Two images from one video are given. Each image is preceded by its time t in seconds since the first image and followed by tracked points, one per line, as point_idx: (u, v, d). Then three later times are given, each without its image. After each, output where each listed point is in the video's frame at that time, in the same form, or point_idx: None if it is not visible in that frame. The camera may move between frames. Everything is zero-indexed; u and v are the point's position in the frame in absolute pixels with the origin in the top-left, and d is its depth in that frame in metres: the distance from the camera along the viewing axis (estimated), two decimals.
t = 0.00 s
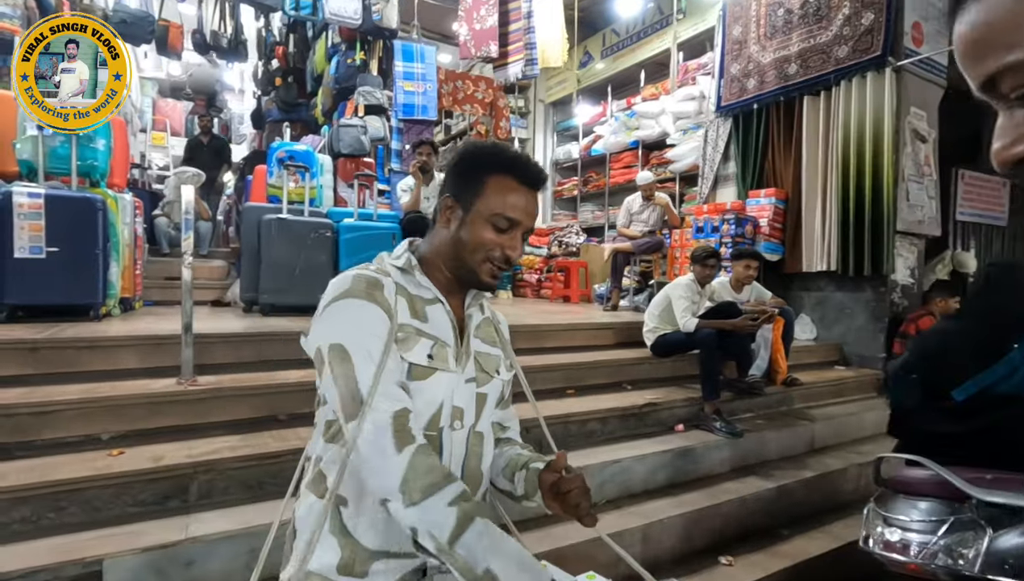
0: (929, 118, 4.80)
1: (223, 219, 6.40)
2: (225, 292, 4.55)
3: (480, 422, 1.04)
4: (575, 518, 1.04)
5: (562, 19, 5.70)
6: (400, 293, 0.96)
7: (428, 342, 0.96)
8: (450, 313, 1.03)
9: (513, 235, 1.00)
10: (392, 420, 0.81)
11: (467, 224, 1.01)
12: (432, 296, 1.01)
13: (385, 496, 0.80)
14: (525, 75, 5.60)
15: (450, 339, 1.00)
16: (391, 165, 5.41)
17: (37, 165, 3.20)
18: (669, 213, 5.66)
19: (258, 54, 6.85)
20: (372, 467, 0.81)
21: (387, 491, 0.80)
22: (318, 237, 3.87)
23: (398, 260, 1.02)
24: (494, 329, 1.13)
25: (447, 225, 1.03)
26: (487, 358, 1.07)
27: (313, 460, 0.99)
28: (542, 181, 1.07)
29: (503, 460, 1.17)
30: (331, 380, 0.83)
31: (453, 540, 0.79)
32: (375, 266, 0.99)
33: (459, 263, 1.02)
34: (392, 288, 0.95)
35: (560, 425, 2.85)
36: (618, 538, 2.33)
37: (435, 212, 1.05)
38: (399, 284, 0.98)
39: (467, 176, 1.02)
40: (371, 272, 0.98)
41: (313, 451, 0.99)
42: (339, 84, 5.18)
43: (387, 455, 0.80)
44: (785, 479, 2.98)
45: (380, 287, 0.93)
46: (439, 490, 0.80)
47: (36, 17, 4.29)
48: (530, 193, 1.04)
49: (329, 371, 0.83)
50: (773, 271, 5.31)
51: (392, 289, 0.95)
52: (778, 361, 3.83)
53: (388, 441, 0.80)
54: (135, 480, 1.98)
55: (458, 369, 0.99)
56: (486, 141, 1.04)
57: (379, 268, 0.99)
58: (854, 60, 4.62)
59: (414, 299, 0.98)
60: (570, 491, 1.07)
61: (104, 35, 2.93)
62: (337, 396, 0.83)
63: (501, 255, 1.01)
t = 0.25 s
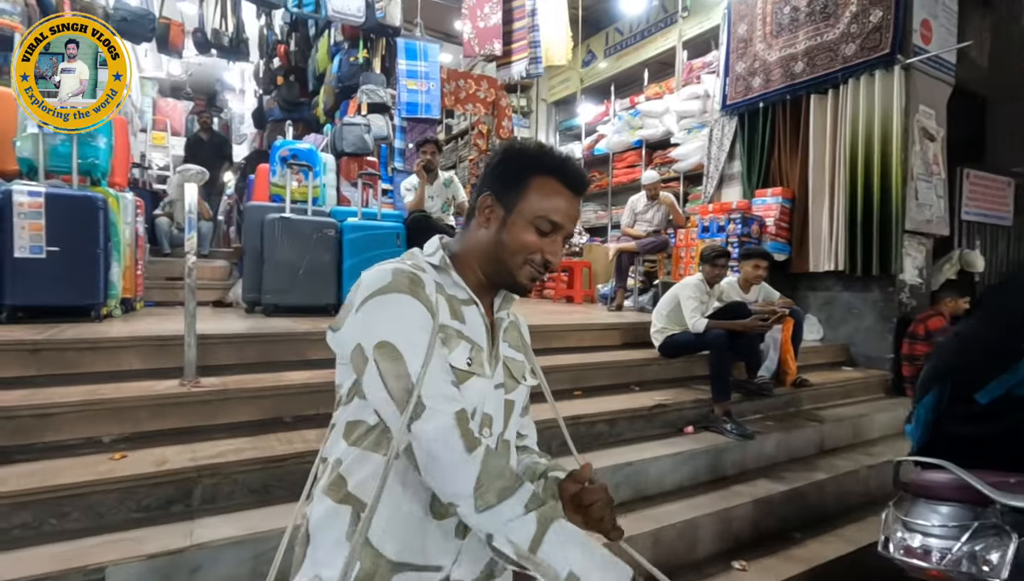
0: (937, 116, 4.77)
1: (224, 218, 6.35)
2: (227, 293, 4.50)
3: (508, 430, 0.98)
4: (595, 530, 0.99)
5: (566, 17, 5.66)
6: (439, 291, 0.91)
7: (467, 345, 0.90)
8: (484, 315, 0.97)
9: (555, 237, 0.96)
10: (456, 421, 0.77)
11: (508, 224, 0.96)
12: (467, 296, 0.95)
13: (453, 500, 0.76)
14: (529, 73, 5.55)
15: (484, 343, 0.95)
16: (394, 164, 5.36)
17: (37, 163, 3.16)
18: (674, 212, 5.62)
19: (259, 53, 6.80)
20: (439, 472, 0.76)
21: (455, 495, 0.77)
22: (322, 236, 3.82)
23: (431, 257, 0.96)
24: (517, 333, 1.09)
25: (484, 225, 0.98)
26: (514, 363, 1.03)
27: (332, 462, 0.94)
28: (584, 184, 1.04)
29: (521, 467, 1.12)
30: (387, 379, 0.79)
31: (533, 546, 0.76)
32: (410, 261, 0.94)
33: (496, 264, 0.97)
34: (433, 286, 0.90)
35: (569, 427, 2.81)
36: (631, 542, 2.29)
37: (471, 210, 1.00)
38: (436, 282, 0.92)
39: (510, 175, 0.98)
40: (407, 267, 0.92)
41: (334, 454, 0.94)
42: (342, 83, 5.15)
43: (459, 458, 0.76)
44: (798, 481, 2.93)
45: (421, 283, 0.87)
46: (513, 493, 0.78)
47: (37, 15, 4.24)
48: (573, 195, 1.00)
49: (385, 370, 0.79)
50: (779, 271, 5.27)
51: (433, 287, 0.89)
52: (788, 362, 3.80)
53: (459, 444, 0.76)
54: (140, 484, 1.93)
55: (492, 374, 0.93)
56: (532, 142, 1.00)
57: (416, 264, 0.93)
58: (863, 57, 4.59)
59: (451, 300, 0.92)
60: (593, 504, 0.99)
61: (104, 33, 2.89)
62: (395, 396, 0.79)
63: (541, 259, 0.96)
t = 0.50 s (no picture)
0: (945, 112, 4.71)
1: (223, 216, 6.29)
2: (226, 291, 4.44)
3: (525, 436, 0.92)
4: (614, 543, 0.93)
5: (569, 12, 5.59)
6: (455, 290, 0.84)
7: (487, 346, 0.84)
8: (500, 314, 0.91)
9: (574, 231, 0.91)
10: (495, 422, 0.71)
11: (526, 215, 0.90)
12: (483, 294, 0.89)
13: (495, 506, 0.71)
14: (531, 69, 5.49)
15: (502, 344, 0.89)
16: (394, 161, 5.24)
17: (32, 158, 3.09)
18: (677, 210, 5.55)
19: (259, 49, 6.74)
20: (479, 479, 0.70)
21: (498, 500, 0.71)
22: (322, 234, 3.76)
23: (444, 254, 0.90)
24: (529, 335, 1.03)
25: (498, 217, 0.92)
26: (529, 366, 0.98)
27: (336, 470, 0.87)
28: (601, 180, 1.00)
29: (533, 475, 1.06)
30: (410, 382, 0.71)
31: (582, 553, 0.73)
32: (421, 257, 0.87)
33: (510, 259, 0.92)
34: (449, 283, 0.83)
35: (575, 428, 2.76)
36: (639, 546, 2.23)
37: (484, 202, 0.95)
38: (451, 279, 0.86)
39: (527, 164, 0.93)
40: (420, 264, 0.86)
41: (339, 462, 0.87)
42: (342, 78, 5.11)
43: (504, 462, 0.70)
44: (807, 483, 2.88)
45: (439, 280, 0.81)
46: (560, 498, 0.74)
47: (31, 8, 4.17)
48: (592, 188, 0.95)
49: (406, 372, 0.71)
50: (784, 270, 5.22)
51: (450, 284, 0.83)
52: (795, 363, 3.73)
53: (505, 446, 0.71)
54: (136, 488, 1.87)
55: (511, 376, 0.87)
56: (550, 133, 0.96)
57: (428, 261, 0.87)
58: (871, 52, 4.53)
59: (468, 299, 0.86)
60: (610, 514, 0.94)
61: (103, 33, 2.72)
62: (420, 399, 0.71)
63: (558, 254, 0.91)
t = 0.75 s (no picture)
0: (951, 106, 4.64)
1: (219, 211, 6.21)
2: (220, 287, 4.37)
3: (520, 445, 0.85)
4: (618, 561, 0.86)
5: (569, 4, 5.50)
6: (444, 289, 0.77)
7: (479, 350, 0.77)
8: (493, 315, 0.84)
9: (574, 226, 0.84)
10: (489, 436, 0.65)
11: (522, 208, 0.83)
12: (474, 293, 0.82)
13: (487, 530, 0.66)
14: (531, 61, 5.40)
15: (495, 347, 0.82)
16: (392, 155, 5.22)
17: (17, 151, 3.01)
18: (678, 205, 5.47)
19: (254, 41, 6.64)
20: (469, 501, 0.64)
21: (489, 524, 0.66)
22: (317, 229, 3.69)
23: (431, 250, 0.83)
24: (525, 335, 0.96)
25: (492, 210, 0.85)
26: (524, 369, 0.91)
27: (317, 483, 0.80)
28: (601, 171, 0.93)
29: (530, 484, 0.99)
30: (395, 393, 0.65)
31: None
32: (406, 254, 0.80)
33: (505, 254, 0.84)
34: (437, 282, 0.76)
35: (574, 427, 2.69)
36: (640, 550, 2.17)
37: (477, 193, 0.87)
38: (439, 277, 0.79)
39: (524, 152, 0.86)
40: (405, 261, 0.79)
41: (320, 475, 0.81)
42: (338, 70, 5.02)
43: (497, 482, 0.64)
44: (812, 484, 2.82)
45: (425, 278, 0.74)
46: (556, 526, 0.70)
47: None
48: (593, 179, 0.88)
49: (390, 382, 0.65)
50: (787, 266, 5.15)
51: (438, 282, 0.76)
52: (798, 360, 3.67)
53: (499, 466, 0.64)
54: (121, 492, 1.81)
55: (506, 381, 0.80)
56: (548, 118, 0.89)
57: (414, 258, 0.80)
58: (876, 44, 4.45)
59: (458, 298, 0.79)
60: (614, 528, 0.87)
61: (103, 33, 2.70)
62: (405, 411, 0.65)
63: (557, 251, 0.84)
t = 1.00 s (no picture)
0: (953, 97, 4.57)
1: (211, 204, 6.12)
2: (211, 281, 4.30)
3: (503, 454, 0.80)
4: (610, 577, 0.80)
5: None
6: (418, 289, 0.71)
7: (457, 355, 0.70)
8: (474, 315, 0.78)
9: (561, 219, 0.78)
10: (467, 451, 0.61)
11: (505, 199, 0.77)
12: (453, 291, 0.76)
13: (463, 555, 0.62)
14: (527, 51, 5.31)
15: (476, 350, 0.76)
16: (385, 146, 5.09)
17: None
18: (677, 198, 5.41)
19: (246, 31, 6.52)
20: (446, 524, 0.60)
21: (467, 548, 0.62)
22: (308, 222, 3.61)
23: (406, 246, 0.77)
24: (510, 333, 0.90)
25: (473, 200, 0.79)
26: (509, 370, 0.84)
27: (285, 497, 0.74)
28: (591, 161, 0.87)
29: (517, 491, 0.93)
30: (362, 406, 0.58)
31: None
32: (377, 251, 0.73)
33: (486, 249, 0.78)
34: (410, 282, 0.70)
35: (569, 424, 2.64)
36: (635, 550, 2.13)
37: (457, 182, 0.81)
38: (414, 277, 0.73)
39: (507, 138, 0.79)
40: (377, 258, 0.72)
41: (288, 488, 0.74)
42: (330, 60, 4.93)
43: (474, 502, 0.60)
44: (811, 482, 2.77)
45: (399, 278, 0.68)
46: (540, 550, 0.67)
47: None
48: (583, 169, 0.82)
49: (357, 395, 0.58)
50: (786, 259, 5.09)
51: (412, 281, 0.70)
52: (797, 354, 3.63)
53: (476, 482, 0.60)
54: (99, 495, 1.75)
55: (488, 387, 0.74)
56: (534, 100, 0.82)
57: (387, 255, 0.73)
58: (878, 34, 4.37)
59: (434, 297, 0.73)
60: (604, 542, 0.81)
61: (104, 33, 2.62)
62: (372, 426, 0.58)
63: (542, 245, 0.78)
